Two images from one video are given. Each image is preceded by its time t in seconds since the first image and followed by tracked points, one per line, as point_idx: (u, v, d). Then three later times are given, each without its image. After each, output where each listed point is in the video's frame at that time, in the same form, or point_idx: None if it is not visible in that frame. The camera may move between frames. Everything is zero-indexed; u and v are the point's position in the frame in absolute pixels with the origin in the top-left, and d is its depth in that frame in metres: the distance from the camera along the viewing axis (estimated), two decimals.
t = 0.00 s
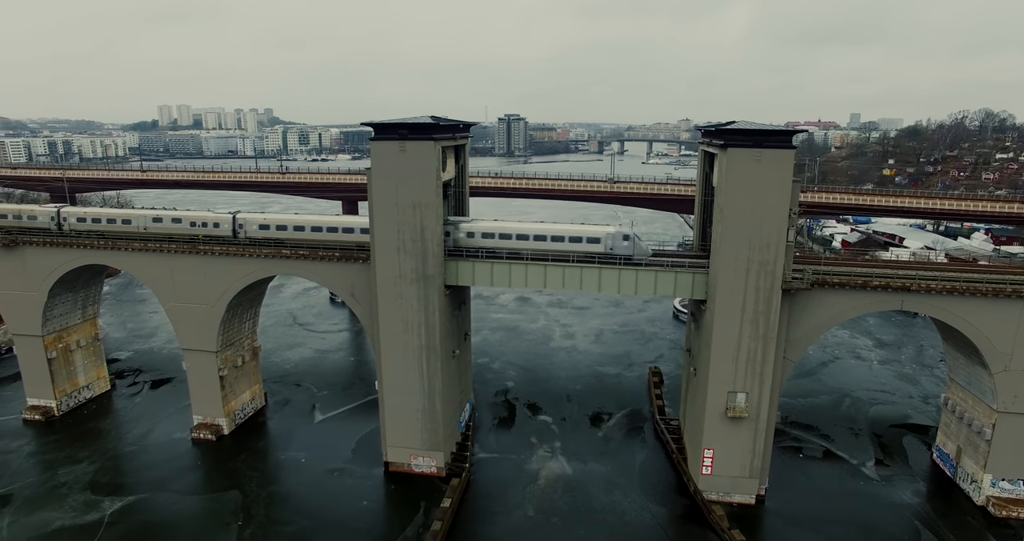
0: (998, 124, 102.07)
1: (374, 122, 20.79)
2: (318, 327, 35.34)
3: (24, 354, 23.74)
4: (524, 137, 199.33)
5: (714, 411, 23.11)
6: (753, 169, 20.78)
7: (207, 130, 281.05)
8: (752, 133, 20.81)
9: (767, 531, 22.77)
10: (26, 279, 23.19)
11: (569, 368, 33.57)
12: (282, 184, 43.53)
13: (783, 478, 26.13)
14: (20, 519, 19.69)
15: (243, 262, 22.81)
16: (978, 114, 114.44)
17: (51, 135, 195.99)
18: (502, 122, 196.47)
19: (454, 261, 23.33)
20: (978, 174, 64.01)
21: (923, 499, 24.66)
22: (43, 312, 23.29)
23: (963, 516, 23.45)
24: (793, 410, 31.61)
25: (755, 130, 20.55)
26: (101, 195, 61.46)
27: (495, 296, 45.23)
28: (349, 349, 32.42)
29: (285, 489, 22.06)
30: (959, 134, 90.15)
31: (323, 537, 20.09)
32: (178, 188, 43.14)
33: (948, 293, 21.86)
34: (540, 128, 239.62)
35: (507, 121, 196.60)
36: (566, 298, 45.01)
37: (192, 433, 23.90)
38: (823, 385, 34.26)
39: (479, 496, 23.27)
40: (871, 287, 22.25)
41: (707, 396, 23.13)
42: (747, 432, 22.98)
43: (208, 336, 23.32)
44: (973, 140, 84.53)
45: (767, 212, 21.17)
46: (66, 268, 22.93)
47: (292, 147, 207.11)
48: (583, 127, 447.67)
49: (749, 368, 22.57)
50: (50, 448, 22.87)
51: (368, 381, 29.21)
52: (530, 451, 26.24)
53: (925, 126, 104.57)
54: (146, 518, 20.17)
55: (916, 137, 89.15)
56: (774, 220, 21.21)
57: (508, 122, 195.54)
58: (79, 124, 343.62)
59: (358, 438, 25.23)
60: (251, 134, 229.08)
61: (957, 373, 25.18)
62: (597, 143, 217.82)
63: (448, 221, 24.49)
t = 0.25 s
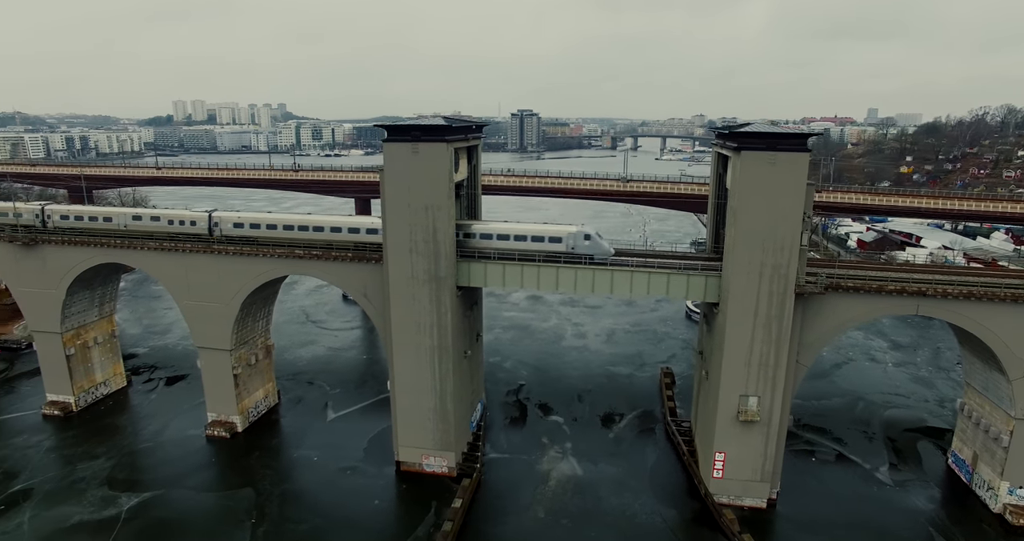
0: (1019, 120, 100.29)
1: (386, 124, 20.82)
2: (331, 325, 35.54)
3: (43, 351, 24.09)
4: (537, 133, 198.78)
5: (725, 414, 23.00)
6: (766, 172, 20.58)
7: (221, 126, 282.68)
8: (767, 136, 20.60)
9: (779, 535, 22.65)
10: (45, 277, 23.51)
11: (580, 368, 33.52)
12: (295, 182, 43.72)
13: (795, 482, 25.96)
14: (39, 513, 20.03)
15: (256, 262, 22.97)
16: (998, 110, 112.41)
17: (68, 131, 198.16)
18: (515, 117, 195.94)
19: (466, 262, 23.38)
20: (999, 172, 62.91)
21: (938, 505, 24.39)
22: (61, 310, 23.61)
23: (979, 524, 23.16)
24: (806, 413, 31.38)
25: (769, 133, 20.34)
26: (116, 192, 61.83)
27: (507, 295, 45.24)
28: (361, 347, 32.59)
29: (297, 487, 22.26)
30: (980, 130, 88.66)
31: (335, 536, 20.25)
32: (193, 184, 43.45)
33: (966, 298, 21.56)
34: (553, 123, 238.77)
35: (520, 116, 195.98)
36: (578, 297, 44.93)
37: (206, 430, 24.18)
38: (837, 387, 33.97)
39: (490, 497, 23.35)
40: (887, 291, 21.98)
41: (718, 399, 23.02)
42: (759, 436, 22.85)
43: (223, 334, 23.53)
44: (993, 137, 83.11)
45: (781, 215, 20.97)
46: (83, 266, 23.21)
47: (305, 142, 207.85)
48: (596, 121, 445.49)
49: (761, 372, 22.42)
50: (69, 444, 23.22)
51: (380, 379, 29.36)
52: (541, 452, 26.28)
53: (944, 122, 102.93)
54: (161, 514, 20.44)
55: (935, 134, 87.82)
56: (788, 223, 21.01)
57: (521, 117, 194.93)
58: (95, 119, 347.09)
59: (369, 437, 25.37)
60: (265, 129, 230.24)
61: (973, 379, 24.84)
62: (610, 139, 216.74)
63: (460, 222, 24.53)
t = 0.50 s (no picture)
0: None
1: (400, 126, 20.87)
2: (344, 323, 35.75)
3: (62, 347, 24.47)
4: (551, 129, 198.02)
5: (738, 418, 22.86)
6: (781, 176, 20.37)
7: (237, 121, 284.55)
8: (782, 139, 20.38)
9: None
10: (65, 275, 23.85)
11: (593, 368, 33.46)
12: (310, 180, 43.92)
13: (809, 486, 25.77)
14: (59, 508, 20.40)
15: (271, 262, 23.15)
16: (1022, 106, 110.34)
17: (86, 126, 200.14)
18: (529, 113, 195.29)
19: (479, 264, 23.43)
20: (1023, 170, 61.65)
21: (954, 512, 24.09)
22: (81, 307, 23.95)
23: (996, 533, 22.83)
24: (820, 416, 31.13)
25: (785, 136, 20.12)
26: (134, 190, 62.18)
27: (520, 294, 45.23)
28: (375, 346, 32.77)
29: (311, 485, 22.47)
30: (1002, 127, 87.05)
31: (347, 534, 20.43)
32: (208, 182, 43.79)
33: (984, 304, 21.27)
34: (566, 119, 237.69)
35: (533, 112, 195.26)
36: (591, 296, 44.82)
37: (221, 427, 24.47)
38: (852, 390, 33.65)
39: (502, 497, 23.43)
40: (903, 296, 21.71)
41: (731, 403, 22.89)
42: (771, 440, 22.71)
43: (237, 333, 23.76)
44: (1016, 134, 81.56)
45: (796, 219, 20.76)
46: (102, 265, 23.51)
47: (319, 138, 208.67)
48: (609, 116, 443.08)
49: (775, 376, 22.25)
50: (88, 439, 23.59)
51: (393, 378, 29.51)
52: (553, 453, 26.31)
53: (964, 118, 101.23)
54: (177, 510, 20.73)
55: (956, 130, 86.33)
56: (803, 227, 20.80)
57: (535, 113, 194.23)
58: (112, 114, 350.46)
59: (382, 436, 25.53)
60: (280, 125, 231.42)
61: (992, 385, 24.45)
62: (624, 134, 215.40)
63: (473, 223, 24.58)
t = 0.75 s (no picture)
0: None
1: (412, 128, 20.86)
2: (356, 321, 35.96)
3: (80, 344, 24.84)
4: (564, 125, 197.24)
5: (750, 422, 22.72)
6: (795, 180, 20.14)
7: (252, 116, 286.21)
8: (796, 143, 20.12)
9: None
10: (82, 273, 24.16)
11: (604, 368, 33.41)
12: (323, 178, 44.12)
13: (821, 491, 25.57)
14: (76, 504, 20.72)
15: (284, 262, 23.30)
16: None
17: (103, 122, 202.08)
18: (542, 109, 194.56)
19: (491, 266, 23.44)
20: None
21: (969, 520, 23.77)
22: (98, 305, 24.26)
23: None
24: (833, 419, 30.87)
25: (799, 140, 19.85)
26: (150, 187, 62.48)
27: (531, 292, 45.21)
28: (387, 344, 32.91)
29: (323, 484, 22.68)
30: None
31: (359, 534, 20.59)
32: (223, 179, 44.13)
33: (1001, 310, 20.96)
34: (580, 115, 236.68)
35: (547, 108, 194.45)
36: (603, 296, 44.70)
37: (235, 425, 24.72)
38: (866, 393, 33.33)
39: (512, 498, 23.50)
40: (918, 301, 21.45)
41: (742, 407, 22.76)
42: (783, 444, 22.55)
43: (251, 332, 23.96)
44: None
45: (810, 224, 20.53)
46: (119, 263, 23.79)
47: (333, 134, 209.40)
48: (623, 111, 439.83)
49: (787, 381, 22.08)
50: (105, 435, 23.94)
51: (404, 377, 29.64)
52: (563, 454, 26.33)
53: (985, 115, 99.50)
54: (192, 508, 20.99)
55: (976, 127, 84.89)
56: (817, 232, 20.56)
57: (548, 109, 193.44)
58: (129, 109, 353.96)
59: (394, 435, 25.68)
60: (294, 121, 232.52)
61: (1010, 391, 24.06)
62: (638, 130, 214.06)
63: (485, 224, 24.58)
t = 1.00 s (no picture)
0: None
1: (425, 130, 20.84)
2: (368, 319, 36.12)
3: (96, 342, 25.16)
4: (577, 121, 196.35)
5: (761, 426, 22.57)
6: (809, 184, 19.91)
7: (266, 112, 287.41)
8: (811, 147, 19.85)
9: None
10: (99, 271, 24.44)
11: (615, 369, 33.34)
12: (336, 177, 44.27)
13: (833, 496, 25.37)
14: (93, 499, 21.01)
15: (296, 262, 23.43)
16: None
17: (119, 117, 203.95)
18: (555, 105, 193.73)
19: (503, 267, 23.46)
20: None
21: (985, 528, 23.45)
22: (114, 303, 24.54)
23: None
24: (846, 423, 30.60)
25: (814, 144, 19.56)
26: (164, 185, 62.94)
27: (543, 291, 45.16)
28: (398, 343, 33.02)
29: (334, 483, 22.84)
30: None
31: (369, 534, 20.71)
32: (237, 177, 44.39)
33: (1019, 316, 20.63)
34: (593, 111, 235.48)
35: (560, 105, 193.54)
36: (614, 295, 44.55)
37: (248, 423, 24.96)
38: (880, 397, 33.00)
39: (522, 500, 23.55)
40: (933, 307, 21.17)
41: (754, 411, 22.62)
42: (795, 450, 22.38)
43: (264, 331, 24.15)
44: None
45: (824, 229, 20.30)
46: (134, 263, 24.04)
47: (346, 130, 209.92)
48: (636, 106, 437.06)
49: (799, 385, 21.90)
50: (120, 431, 24.26)
51: (416, 376, 29.77)
52: (574, 455, 26.34)
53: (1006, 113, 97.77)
54: (206, 505, 21.23)
55: (997, 124, 83.43)
56: (831, 237, 20.32)
57: (561, 105, 192.53)
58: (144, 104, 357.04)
59: (405, 435, 25.80)
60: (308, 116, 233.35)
61: None
62: (652, 126, 212.59)
63: (497, 226, 24.57)
